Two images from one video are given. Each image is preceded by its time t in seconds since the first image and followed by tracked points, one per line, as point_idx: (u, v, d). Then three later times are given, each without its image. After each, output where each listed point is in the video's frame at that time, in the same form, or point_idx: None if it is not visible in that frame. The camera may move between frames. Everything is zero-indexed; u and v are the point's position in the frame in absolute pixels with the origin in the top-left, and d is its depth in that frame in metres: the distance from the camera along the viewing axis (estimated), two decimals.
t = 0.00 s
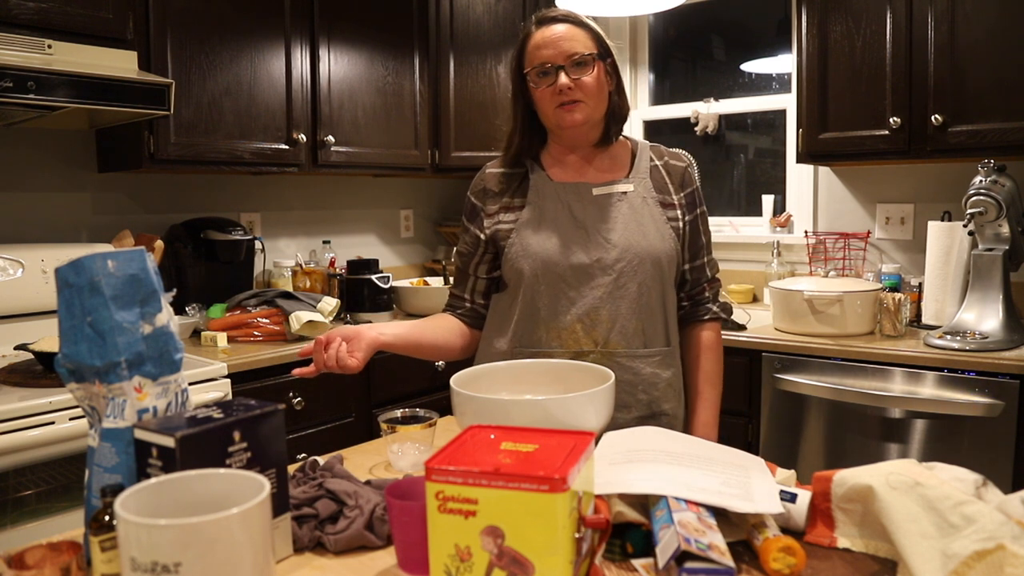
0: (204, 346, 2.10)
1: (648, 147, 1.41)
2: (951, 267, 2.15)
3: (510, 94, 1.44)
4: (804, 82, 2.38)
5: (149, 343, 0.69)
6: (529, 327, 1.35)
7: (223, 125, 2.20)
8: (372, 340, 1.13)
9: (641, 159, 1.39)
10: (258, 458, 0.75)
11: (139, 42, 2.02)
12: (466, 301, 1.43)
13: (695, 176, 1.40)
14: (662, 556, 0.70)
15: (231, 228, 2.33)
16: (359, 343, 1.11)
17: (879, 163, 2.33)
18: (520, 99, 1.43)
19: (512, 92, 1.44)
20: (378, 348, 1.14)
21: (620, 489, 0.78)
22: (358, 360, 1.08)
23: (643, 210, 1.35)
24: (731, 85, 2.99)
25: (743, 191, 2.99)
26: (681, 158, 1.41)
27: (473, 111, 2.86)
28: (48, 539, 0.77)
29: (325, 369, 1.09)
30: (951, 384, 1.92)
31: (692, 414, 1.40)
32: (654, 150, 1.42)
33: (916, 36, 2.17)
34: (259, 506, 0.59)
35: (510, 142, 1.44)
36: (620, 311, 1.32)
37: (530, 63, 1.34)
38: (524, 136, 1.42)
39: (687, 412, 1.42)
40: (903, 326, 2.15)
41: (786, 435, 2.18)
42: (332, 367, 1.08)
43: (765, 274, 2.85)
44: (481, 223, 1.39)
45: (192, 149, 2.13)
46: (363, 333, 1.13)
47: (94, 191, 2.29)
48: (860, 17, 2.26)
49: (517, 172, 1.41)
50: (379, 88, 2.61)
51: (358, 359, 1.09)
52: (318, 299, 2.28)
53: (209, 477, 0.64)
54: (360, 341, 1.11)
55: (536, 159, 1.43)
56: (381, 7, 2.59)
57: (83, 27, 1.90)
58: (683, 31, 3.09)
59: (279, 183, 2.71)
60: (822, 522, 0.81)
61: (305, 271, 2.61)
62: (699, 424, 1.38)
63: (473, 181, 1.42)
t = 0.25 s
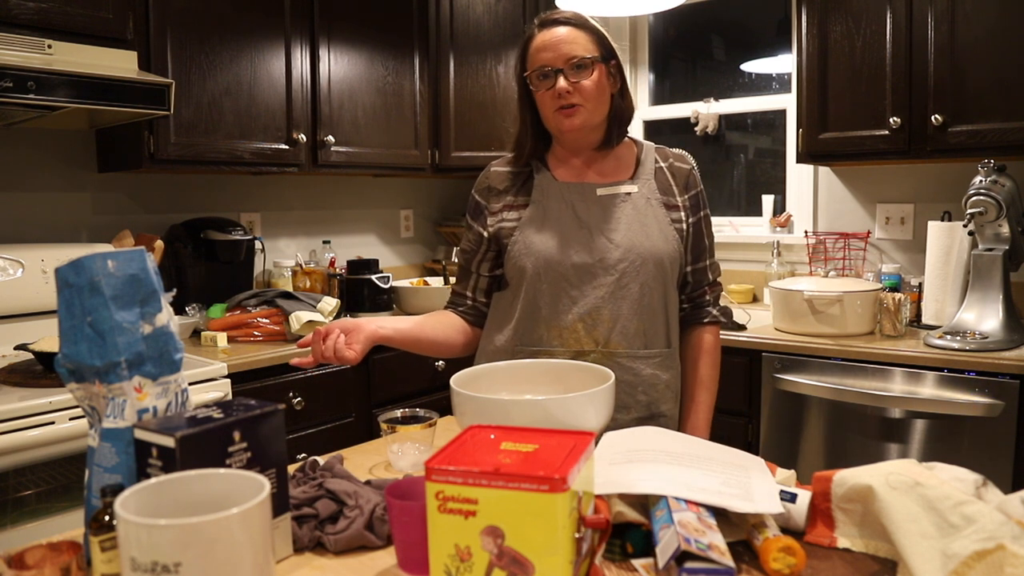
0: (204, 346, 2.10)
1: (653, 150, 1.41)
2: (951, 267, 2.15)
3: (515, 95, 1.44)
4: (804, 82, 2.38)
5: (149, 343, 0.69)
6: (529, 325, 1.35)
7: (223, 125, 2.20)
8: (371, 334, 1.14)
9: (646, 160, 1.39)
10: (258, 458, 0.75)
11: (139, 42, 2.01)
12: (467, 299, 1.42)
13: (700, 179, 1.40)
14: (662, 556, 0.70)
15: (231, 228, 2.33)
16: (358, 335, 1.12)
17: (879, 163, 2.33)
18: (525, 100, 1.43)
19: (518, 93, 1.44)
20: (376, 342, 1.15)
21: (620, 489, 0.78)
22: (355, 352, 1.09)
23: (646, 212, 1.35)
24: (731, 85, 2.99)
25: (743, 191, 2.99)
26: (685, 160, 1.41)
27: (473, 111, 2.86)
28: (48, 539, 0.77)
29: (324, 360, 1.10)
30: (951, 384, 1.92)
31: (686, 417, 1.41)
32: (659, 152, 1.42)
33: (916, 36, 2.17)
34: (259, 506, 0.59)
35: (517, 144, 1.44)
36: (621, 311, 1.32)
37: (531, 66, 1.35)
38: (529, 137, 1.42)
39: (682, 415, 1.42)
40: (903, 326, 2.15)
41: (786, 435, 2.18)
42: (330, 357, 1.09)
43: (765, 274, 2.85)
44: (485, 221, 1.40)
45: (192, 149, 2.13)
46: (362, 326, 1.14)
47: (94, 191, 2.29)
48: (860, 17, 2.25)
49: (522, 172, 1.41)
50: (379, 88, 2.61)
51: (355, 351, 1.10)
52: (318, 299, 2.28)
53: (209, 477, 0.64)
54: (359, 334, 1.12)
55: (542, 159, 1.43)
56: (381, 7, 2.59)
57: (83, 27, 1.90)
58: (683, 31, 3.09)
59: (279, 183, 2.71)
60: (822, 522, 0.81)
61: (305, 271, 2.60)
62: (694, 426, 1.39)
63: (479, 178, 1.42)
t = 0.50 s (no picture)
0: (204, 346, 2.10)
1: (655, 151, 1.41)
2: (951, 267, 2.15)
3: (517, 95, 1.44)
4: (804, 82, 2.38)
5: (149, 343, 0.69)
6: (529, 325, 1.35)
7: (223, 125, 2.20)
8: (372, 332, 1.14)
9: (648, 162, 1.39)
10: (258, 458, 0.75)
11: (139, 42, 2.01)
12: (467, 299, 1.42)
13: (701, 181, 1.40)
14: (662, 556, 0.70)
15: (231, 228, 2.33)
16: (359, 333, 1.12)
17: (879, 163, 2.33)
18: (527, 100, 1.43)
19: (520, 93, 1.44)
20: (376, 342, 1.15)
21: (620, 489, 0.78)
22: (355, 352, 1.09)
23: (647, 213, 1.35)
24: (731, 85, 2.99)
25: (743, 191, 2.99)
26: (687, 162, 1.41)
27: (473, 111, 2.86)
28: (48, 539, 0.77)
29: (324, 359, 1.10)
30: (951, 384, 1.92)
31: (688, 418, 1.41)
32: (660, 153, 1.42)
33: (916, 36, 2.17)
34: (259, 506, 0.59)
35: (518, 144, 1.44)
36: (621, 312, 1.32)
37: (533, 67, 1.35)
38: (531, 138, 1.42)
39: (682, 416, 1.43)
40: (903, 326, 2.15)
41: (786, 435, 2.18)
42: (331, 357, 1.09)
43: (765, 274, 2.85)
44: (486, 220, 1.40)
45: (192, 149, 2.13)
46: (363, 324, 1.13)
47: (94, 191, 2.29)
48: (860, 17, 2.26)
49: (523, 172, 1.41)
50: (379, 88, 2.61)
51: (356, 351, 1.10)
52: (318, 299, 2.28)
53: (209, 477, 0.64)
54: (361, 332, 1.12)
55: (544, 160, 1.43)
56: (381, 7, 2.59)
57: (83, 27, 1.90)
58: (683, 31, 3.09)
59: (279, 183, 2.71)
60: (822, 522, 0.81)
61: (305, 271, 2.60)
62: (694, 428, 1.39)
63: (480, 178, 1.43)
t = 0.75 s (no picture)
0: (204, 346, 2.10)
1: (655, 152, 1.41)
2: (951, 267, 2.15)
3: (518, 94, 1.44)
4: (804, 82, 2.38)
5: (149, 343, 0.69)
6: (528, 325, 1.36)
7: (223, 125, 2.20)
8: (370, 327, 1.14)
9: (647, 162, 1.39)
10: (258, 458, 0.75)
11: (139, 42, 2.01)
12: (466, 298, 1.42)
13: (701, 181, 1.40)
14: (662, 556, 0.70)
15: (231, 228, 2.33)
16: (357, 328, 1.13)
17: (879, 163, 2.33)
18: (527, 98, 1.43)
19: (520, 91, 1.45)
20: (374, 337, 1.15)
21: (620, 489, 0.78)
22: (353, 347, 1.10)
23: (646, 214, 1.35)
24: (731, 85, 2.99)
25: (743, 191, 2.99)
26: (686, 162, 1.41)
27: (473, 111, 2.86)
28: (48, 539, 0.77)
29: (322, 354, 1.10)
30: (951, 384, 1.92)
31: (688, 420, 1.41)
32: (660, 154, 1.42)
33: (916, 36, 2.17)
34: (259, 506, 0.59)
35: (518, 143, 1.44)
36: (620, 312, 1.32)
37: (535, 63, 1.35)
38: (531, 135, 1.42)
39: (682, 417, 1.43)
40: (903, 326, 2.15)
41: (786, 435, 2.18)
42: (329, 352, 1.09)
43: (765, 274, 2.85)
44: (485, 219, 1.39)
45: (192, 149, 2.13)
46: (361, 320, 1.14)
47: (94, 191, 2.29)
48: (860, 17, 2.25)
49: (523, 171, 1.41)
50: (379, 88, 2.61)
51: (353, 346, 1.10)
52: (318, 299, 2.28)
53: (209, 477, 0.64)
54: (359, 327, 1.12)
55: (543, 159, 1.43)
56: (381, 7, 2.59)
57: (82, 26, 1.90)
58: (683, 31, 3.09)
59: (279, 183, 2.71)
60: (822, 522, 0.82)
61: (305, 271, 2.60)
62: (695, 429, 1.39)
63: (479, 177, 1.42)
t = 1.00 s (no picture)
0: (204, 346, 2.10)
1: (654, 150, 1.41)
2: (951, 267, 2.15)
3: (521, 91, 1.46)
4: (804, 82, 2.38)
5: (149, 343, 0.69)
6: (527, 320, 1.35)
7: (223, 125, 2.20)
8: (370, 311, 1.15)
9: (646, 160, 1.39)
10: (258, 458, 0.75)
11: (139, 42, 2.01)
12: (464, 293, 1.42)
13: (700, 180, 1.40)
14: (662, 556, 0.70)
15: (231, 228, 2.33)
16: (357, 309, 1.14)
17: (879, 163, 2.33)
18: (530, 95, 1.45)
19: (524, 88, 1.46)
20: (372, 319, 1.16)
21: (620, 489, 0.78)
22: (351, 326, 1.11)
23: (645, 211, 1.35)
24: (731, 85, 2.99)
25: (743, 191, 2.99)
26: (686, 161, 1.41)
27: (473, 111, 2.86)
28: (48, 539, 0.77)
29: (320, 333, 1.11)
30: (951, 384, 1.92)
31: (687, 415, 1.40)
32: (659, 153, 1.42)
33: (916, 36, 2.17)
34: (259, 506, 0.59)
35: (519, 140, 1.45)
36: (619, 308, 1.32)
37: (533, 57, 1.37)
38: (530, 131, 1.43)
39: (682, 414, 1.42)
40: (903, 326, 2.15)
41: (786, 435, 2.18)
42: (326, 330, 1.10)
43: (765, 274, 2.85)
44: (484, 214, 1.39)
45: (192, 149, 2.13)
46: (360, 301, 1.15)
47: (94, 191, 2.29)
48: (860, 17, 2.25)
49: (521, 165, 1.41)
50: (379, 88, 2.61)
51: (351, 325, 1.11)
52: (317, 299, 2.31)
53: (209, 477, 0.64)
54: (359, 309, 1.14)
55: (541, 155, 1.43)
56: (380, 7, 2.59)
57: (82, 26, 1.90)
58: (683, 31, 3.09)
59: (279, 183, 2.71)
60: (822, 522, 0.81)
61: (305, 272, 2.62)
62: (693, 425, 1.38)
63: (479, 172, 1.42)
